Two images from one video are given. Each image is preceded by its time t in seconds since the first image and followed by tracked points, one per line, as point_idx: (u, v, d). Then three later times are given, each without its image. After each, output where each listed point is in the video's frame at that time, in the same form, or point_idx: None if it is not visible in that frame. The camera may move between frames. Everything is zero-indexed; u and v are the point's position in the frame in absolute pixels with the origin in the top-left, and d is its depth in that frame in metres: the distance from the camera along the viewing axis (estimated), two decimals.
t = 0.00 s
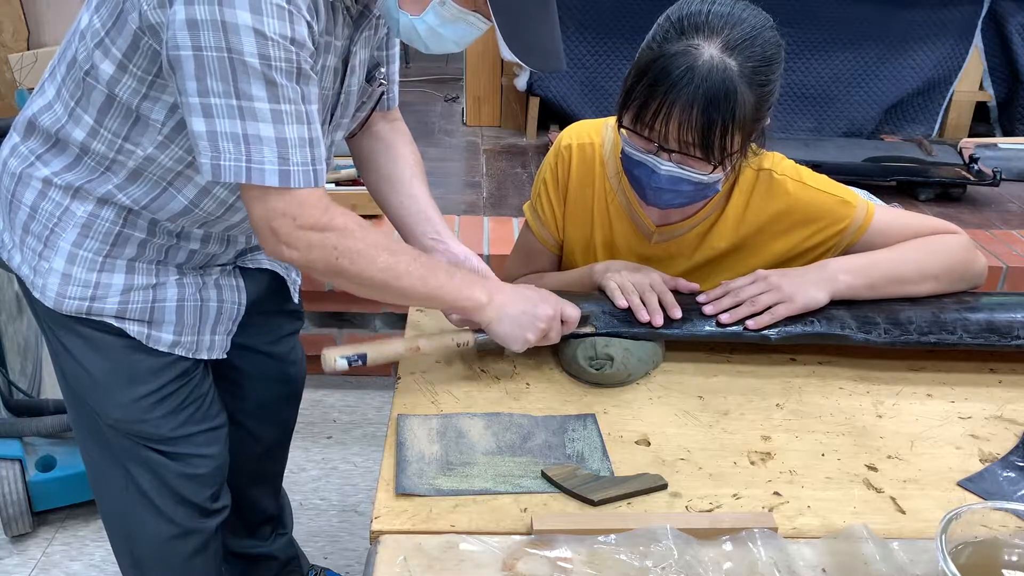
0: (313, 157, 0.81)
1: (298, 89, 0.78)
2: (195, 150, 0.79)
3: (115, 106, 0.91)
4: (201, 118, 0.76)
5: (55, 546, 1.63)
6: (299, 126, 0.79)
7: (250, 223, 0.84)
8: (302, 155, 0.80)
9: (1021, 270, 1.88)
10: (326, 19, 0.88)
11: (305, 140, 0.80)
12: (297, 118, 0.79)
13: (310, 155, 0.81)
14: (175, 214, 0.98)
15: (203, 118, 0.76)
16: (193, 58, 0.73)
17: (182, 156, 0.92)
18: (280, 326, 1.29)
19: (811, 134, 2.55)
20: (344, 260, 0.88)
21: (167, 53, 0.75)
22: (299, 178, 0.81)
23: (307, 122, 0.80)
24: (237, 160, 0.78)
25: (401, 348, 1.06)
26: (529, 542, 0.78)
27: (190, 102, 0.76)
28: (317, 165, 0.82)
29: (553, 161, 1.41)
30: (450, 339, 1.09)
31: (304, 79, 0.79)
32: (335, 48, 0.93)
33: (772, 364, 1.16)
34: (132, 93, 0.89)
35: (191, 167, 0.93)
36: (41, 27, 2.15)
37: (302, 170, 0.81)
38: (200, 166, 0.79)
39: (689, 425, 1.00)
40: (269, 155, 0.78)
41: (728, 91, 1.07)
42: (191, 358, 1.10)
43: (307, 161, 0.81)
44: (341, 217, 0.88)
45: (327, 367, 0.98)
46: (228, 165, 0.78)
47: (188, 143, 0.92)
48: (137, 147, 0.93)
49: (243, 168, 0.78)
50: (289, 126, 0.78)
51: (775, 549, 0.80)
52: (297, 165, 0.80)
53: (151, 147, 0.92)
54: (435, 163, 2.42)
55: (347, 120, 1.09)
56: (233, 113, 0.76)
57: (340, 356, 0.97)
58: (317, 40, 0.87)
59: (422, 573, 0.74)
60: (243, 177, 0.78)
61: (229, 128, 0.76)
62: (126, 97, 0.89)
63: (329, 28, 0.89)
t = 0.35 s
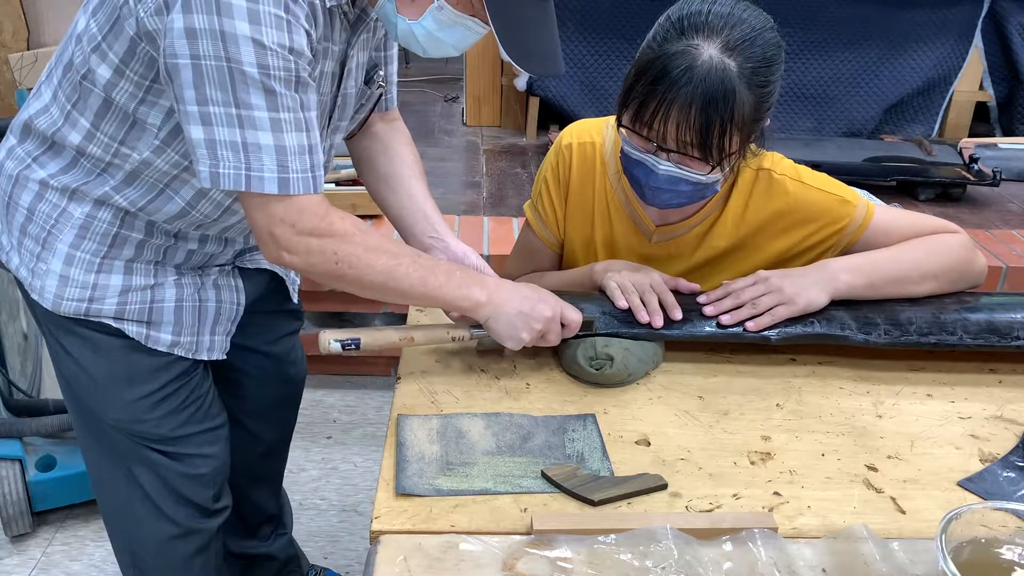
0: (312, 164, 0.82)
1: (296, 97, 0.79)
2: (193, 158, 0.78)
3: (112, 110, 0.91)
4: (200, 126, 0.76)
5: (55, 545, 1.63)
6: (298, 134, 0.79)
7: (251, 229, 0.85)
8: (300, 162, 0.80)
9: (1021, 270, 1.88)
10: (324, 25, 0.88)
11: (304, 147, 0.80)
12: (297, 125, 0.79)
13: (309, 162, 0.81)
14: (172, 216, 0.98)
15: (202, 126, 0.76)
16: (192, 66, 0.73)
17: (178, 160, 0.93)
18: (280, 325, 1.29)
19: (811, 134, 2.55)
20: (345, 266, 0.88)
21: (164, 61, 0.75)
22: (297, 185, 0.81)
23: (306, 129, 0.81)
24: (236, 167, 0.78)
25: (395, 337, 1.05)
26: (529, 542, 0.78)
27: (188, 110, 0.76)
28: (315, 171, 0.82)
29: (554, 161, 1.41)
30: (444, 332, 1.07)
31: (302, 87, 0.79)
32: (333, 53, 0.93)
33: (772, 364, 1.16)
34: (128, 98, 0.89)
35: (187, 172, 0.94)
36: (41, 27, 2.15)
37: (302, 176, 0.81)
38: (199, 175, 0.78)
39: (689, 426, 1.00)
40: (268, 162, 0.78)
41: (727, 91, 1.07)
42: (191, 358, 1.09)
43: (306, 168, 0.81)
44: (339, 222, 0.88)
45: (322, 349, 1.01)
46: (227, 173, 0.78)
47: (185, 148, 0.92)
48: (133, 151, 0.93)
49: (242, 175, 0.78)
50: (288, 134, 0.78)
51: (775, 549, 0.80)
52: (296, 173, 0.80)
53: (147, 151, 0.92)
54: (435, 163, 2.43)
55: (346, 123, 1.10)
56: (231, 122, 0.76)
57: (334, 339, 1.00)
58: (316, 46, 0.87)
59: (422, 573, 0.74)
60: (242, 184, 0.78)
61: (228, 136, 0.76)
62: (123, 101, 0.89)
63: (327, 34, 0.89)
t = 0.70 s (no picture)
0: (309, 164, 0.82)
1: (293, 95, 0.79)
2: (192, 159, 0.79)
3: (111, 111, 0.91)
4: (197, 127, 0.76)
5: (55, 546, 1.63)
6: (294, 133, 0.79)
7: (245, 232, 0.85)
8: (298, 162, 0.80)
9: (1021, 270, 1.88)
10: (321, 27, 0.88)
11: (301, 147, 0.80)
12: (293, 125, 0.79)
13: (306, 162, 0.81)
14: (170, 217, 0.98)
15: (200, 125, 0.76)
16: (190, 66, 0.73)
17: (176, 161, 0.93)
18: (280, 324, 1.30)
19: (811, 134, 2.55)
20: (341, 269, 0.88)
21: (162, 61, 0.75)
22: (294, 185, 0.81)
23: (303, 129, 0.81)
24: (233, 168, 0.78)
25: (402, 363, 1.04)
26: (529, 542, 0.78)
27: (187, 109, 0.76)
28: (312, 171, 0.83)
29: (553, 161, 1.41)
30: (449, 350, 1.07)
31: (298, 87, 0.80)
32: (330, 54, 0.93)
33: (772, 364, 1.15)
34: (128, 99, 0.89)
35: (185, 173, 0.94)
36: (40, 26, 2.15)
37: (298, 177, 0.81)
38: (197, 176, 0.79)
39: (689, 426, 1.00)
40: (265, 162, 0.78)
41: (727, 91, 1.07)
42: (190, 358, 1.09)
43: (302, 168, 0.81)
44: (335, 224, 0.87)
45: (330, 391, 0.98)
46: (224, 174, 0.78)
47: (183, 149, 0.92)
48: (131, 152, 0.93)
49: (239, 176, 0.78)
50: (284, 133, 0.78)
51: (775, 549, 0.80)
52: (293, 173, 0.80)
53: (146, 151, 0.92)
54: (435, 163, 2.43)
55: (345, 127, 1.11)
56: (228, 121, 0.76)
57: (342, 381, 0.97)
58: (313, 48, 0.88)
59: (422, 573, 0.74)
60: (238, 184, 0.78)
61: (225, 135, 0.76)
62: (122, 102, 0.89)
63: (324, 36, 0.90)
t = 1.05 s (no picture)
0: (307, 166, 0.82)
1: (288, 100, 0.79)
2: (189, 164, 0.79)
3: (110, 111, 0.91)
4: (194, 133, 0.76)
5: (55, 546, 1.63)
6: (290, 137, 0.79)
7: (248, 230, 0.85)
8: (295, 165, 0.80)
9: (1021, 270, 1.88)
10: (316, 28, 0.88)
11: (298, 150, 0.80)
12: (289, 129, 0.79)
13: (303, 165, 0.82)
14: (172, 214, 0.98)
15: (196, 131, 0.76)
16: (184, 73, 0.74)
17: (174, 160, 0.92)
18: (285, 324, 1.30)
19: (811, 134, 2.56)
20: (340, 268, 0.88)
21: (157, 67, 0.75)
22: (292, 189, 0.81)
23: (299, 131, 0.80)
24: (230, 174, 0.78)
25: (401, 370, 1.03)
26: (529, 542, 0.78)
27: (183, 116, 0.76)
28: (310, 174, 0.82)
29: (553, 160, 1.41)
30: (449, 355, 1.06)
31: (293, 91, 0.79)
32: (333, 51, 0.94)
33: (772, 364, 1.15)
34: (126, 100, 0.89)
35: (185, 170, 0.94)
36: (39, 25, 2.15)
37: (296, 179, 0.81)
38: (195, 180, 0.79)
39: (689, 426, 1.00)
40: (262, 167, 0.78)
41: (726, 92, 1.07)
42: (194, 355, 1.09)
43: (300, 170, 0.81)
44: (334, 225, 0.87)
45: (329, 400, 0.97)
46: (222, 179, 0.78)
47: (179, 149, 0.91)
48: (130, 151, 0.93)
49: (237, 181, 0.78)
50: (280, 138, 0.78)
51: (775, 549, 0.80)
52: (290, 176, 0.80)
53: (144, 151, 0.92)
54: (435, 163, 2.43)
55: (352, 119, 1.10)
56: (224, 127, 0.76)
57: (341, 390, 0.96)
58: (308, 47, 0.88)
59: (422, 573, 0.74)
60: (237, 190, 0.79)
61: (222, 141, 0.77)
62: (120, 104, 0.89)
63: (321, 35, 0.90)
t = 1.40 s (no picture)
0: (310, 180, 0.82)
1: (291, 115, 0.79)
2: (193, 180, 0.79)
3: (106, 116, 0.91)
4: (197, 148, 0.77)
5: (55, 546, 1.63)
6: (294, 152, 0.80)
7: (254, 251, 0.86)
8: (299, 180, 0.81)
9: (1021, 270, 1.88)
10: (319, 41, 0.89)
11: (302, 165, 0.81)
12: (292, 144, 0.79)
13: (307, 179, 0.82)
14: (166, 218, 0.97)
15: (200, 148, 0.77)
16: (186, 89, 0.74)
17: (170, 163, 0.92)
18: (291, 317, 1.30)
19: (811, 135, 2.56)
20: (346, 281, 0.89)
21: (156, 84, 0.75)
22: (297, 204, 0.82)
23: (302, 146, 0.81)
24: (235, 190, 0.79)
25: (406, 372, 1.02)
26: (528, 542, 0.78)
27: (185, 132, 0.77)
28: (315, 188, 0.83)
29: (554, 160, 1.41)
30: (453, 357, 1.05)
31: (296, 104, 0.80)
32: (337, 65, 0.95)
33: (772, 364, 1.15)
34: (122, 106, 0.89)
35: (179, 176, 0.93)
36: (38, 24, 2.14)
37: (300, 195, 0.81)
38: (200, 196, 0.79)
39: (689, 426, 1.00)
40: (267, 182, 0.79)
41: (727, 91, 1.07)
42: (189, 352, 1.07)
43: (304, 185, 0.81)
44: (339, 236, 0.88)
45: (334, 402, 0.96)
46: (227, 195, 0.79)
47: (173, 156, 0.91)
48: (126, 155, 0.93)
49: (242, 198, 0.79)
50: (284, 153, 0.79)
51: (774, 549, 0.80)
52: (295, 191, 0.81)
53: (140, 155, 0.92)
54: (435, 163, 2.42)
55: (355, 127, 1.10)
56: (228, 144, 0.77)
57: (347, 390, 0.95)
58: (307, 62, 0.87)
59: (422, 573, 0.74)
60: (242, 206, 0.79)
61: (225, 158, 0.77)
62: (117, 109, 0.89)
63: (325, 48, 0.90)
